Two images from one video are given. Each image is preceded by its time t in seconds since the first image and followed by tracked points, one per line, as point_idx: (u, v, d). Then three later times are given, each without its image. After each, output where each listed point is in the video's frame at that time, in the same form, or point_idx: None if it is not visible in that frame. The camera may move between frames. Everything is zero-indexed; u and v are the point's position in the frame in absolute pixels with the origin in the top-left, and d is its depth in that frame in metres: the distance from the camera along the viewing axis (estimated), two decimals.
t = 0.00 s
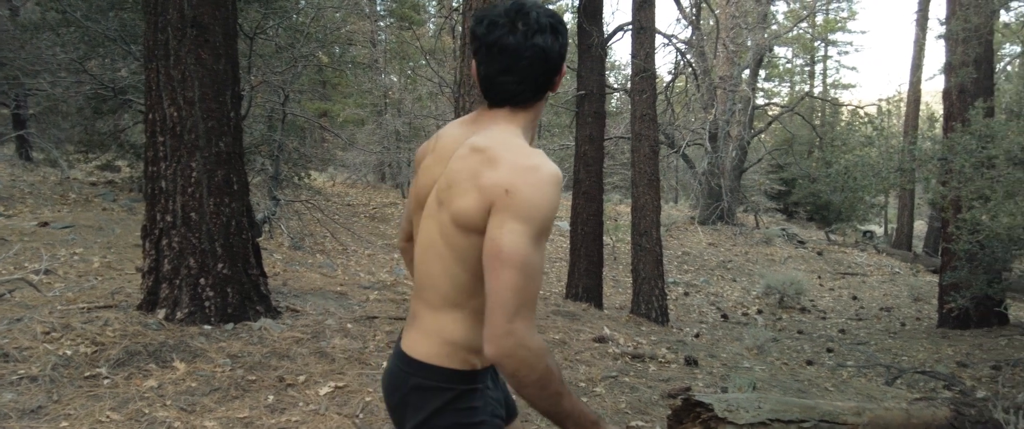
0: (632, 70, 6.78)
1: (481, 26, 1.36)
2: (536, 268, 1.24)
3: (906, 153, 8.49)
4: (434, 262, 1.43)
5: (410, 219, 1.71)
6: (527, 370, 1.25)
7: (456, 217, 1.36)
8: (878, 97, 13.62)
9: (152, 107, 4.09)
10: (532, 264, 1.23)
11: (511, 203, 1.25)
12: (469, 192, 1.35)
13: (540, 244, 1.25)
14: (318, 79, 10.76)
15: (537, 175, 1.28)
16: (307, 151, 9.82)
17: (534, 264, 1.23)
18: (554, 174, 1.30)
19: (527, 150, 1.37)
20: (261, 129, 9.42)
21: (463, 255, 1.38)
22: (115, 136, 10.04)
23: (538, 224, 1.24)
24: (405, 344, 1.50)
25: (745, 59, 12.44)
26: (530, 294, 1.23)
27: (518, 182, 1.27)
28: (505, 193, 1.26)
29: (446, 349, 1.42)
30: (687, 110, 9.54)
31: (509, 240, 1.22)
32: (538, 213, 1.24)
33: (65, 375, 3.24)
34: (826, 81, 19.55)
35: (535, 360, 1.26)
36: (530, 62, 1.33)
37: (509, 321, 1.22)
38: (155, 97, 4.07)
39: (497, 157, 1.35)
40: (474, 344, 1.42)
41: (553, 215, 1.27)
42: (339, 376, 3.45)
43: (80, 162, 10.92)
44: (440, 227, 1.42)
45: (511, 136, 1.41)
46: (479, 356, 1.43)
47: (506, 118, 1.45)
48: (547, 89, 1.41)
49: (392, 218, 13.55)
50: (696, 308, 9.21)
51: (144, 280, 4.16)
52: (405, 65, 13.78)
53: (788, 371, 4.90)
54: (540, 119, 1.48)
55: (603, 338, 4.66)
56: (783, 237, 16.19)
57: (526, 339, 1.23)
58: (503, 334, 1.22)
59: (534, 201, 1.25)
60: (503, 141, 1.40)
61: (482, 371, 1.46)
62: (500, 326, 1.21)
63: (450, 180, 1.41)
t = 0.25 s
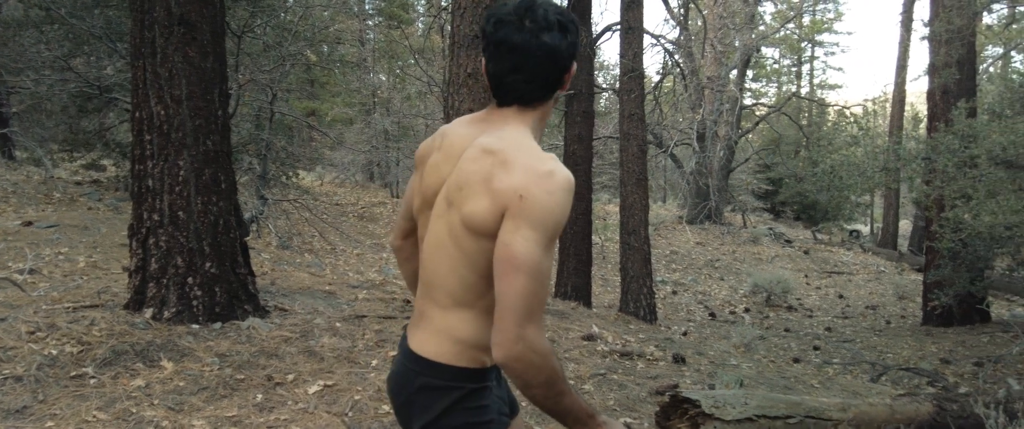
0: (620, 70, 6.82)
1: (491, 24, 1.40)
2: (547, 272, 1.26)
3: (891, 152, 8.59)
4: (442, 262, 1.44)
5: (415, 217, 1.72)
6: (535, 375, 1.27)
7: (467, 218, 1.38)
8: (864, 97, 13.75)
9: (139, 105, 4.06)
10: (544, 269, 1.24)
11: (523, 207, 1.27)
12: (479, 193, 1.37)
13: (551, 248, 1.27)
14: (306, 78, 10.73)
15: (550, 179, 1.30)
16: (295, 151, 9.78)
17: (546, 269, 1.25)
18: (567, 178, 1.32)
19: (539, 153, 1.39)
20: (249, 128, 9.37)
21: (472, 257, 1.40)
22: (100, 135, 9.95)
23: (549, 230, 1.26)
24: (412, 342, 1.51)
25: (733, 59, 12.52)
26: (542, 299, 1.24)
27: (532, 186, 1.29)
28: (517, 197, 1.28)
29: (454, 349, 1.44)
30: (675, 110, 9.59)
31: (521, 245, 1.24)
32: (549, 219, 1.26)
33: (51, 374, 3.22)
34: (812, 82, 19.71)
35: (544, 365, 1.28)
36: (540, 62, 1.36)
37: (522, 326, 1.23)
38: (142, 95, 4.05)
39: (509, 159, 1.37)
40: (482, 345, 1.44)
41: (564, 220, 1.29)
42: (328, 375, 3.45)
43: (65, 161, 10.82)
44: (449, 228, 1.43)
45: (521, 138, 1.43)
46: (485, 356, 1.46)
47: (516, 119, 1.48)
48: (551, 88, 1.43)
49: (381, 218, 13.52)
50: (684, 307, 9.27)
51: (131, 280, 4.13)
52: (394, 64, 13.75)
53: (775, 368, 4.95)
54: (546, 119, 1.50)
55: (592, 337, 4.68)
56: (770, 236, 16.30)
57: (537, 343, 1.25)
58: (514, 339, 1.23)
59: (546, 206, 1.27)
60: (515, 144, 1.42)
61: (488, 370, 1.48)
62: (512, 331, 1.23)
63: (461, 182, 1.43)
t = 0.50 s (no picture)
0: (608, 70, 6.85)
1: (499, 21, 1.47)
2: (543, 275, 1.24)
3: (875, 152, 8.69)
4: (444, 258, 1.45)
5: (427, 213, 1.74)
6: (531, 375, 1.27)
7: (465, 217, 1.38)
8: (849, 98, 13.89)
9: (124, 103, 4.04)
10: (538, 271, 1.23)
11: (517, 208, 1.25)
12: (477, 194, 1.36)
13: (547, 249, 1.24)
14: (293, 77, 10.69)
15: (544, 178, 1.28)
16: (282, 150, 9.74)
17: (541, 272, 1.23)
18: (563, 177, 1.28)
19: (538, 151, 1.36)
20: (236, 127, 9.32)
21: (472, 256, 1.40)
22: (85, 134, 9.85)
23: (544, 231, 1.24)
24: (417, 336, 1.53)
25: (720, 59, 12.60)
26: (537, 301, 1.23)
27: (526, 186, 1.27)
28: (511, 197, 1.27)
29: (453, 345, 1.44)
30: (662, 110, 9.65)
31: (514, 246, 1.23)
32: (544, 219, 1.24)
33: (35, 375, 3.19)
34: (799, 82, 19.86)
35: (540, 367, 1.28)
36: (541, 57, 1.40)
37: (516, 328, 1.23)
38: (128, 93, 4.02)
39: (509, 159, 1.35)
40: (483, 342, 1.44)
41: (561, 220, 1.26)
42: (316, 373, 3.44)
43: (48, 160, 10.70)
44: (450, 226, 1.44)
45: (524, 136, 1.43)
46: (487, 353, 1.46)
47: (523, 116, 1.49)
48: (550, 83, 1.44)
49: (369, 217, 13.48)
50: (671, 305, 9.32)
51: (117, 279, 4.10)
52: (382, 63, 13.73)
53: (761, 366, 5.00)
54: (556, 116, 1.50)
55: (580, 335, 4.70)
56: (757, 235, 16.41)
57: (531, 344, 1.25)
58: (508, 341, 1.24)
59: (540, 207, 1.24)
60: (519, 143, 1.41)
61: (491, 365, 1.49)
62: (506, 332, 1.23)
63: (465, 178, 1.43)
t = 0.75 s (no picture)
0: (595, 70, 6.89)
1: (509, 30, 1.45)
2: (522, 298, 1.16)
3: (859, 152, 8.79)
4: (436, 267, 1.40)
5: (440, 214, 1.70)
6: (504, 399, 1.22)
7: (456, 227, 1.33)
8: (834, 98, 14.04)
9: (109, 103, 4.01)
10: (517, 295, 1.15)
11: (500, 224, 1.17)
12: (466, 204, 1.30)
13: (530, 271, 1.16)
14: (280, 76, 10.65)
15: (530, 192, 1.18)
16: (269, 150, 9.71)
17: (520, 295, 1.16)
18: (554, 192, 1.18)
19: (532, 163, 1.28)
20: (222, 126, 9.27)
21: (463, 270, 1.34)
22: (68, 133, 9.76)
23: (526, 251, 1.15)
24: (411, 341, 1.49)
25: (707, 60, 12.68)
26: (512, 327, 1.16)
27: (511, 202, 1.18)
28: (496, 212, 1.19)
29: (441, 359, 1.39)
30: (649, 110, 9.71)
31: (494, 265, 1.15)
32: (526, 239, 1.15)
33: (19, 375, 3.16)
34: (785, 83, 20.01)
35: (515, 390, 1.22)
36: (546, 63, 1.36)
37: (491, 351, 1.17)
38: (112, 93, 4.00)
39: (501, 170, 1.28)
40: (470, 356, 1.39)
41: (547, 239, 1.17)
42: (304, 373, 3.44)
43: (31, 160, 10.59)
44: (443, 235, 1.39)
45: (523, 145, 1.35)
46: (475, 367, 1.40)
47: (529, 124, 1.42)
48: (556, 94, 1.38)
49: (357, 217, 13.45)
50: (658, 304, 9.38)
51: (102, 279, 4.08)
52: (370, 62, 13.71)
53: (746, 363, 5.05)
54: (564, 126, 1.42)
55: (567, 333, 4.73)
56: (743, 234, 16.53)
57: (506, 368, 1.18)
58: (482, 363, 1.18)
59: (523, 226, 1.15)
60: (516, 152, 1.33)
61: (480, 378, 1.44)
62: (480, 355, 1.17)
63: (460, 186, 1.37)
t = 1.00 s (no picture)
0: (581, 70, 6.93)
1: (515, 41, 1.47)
2: (495, 325, 1.14)
3: (841, 151, 8.90)
4: (428, 278, 1.40)
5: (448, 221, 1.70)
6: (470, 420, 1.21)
7: (445, 239, 1.32)
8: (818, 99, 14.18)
9: (93, 101, 3.99)
10: (490, 321, 1.13)
11: (481, 244, 1.15)
12: (455, 217, 1.29)
13: (506, 297, 1.14)
14: (266, 75, 10.60)
15: (516, 211, 1.16)
16: (255, 149, 9.67)
17: (493, 322, 1.13)
18: (541, 218, 1.15)
19: (526, 181, 1.25)
20: (208, 126, 9.22)
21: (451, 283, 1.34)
22: (50, 132, 9.66)
23: (504, 276, 1.13)
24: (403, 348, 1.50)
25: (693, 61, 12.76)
26: (485, 348, 1.14)
27: (495, 221, 1.16)
28: (479, 229, 1.17)
29: (419, 369, 1.38)
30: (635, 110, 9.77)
31: (470, 287, 1.13)
32: (504, 263, 1.12)
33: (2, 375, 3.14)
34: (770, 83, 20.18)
35: (479, 414, 1.22)
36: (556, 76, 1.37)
37: (457, 372, 1.16)
38: (96, 91, 3.97)
39: (494, 184, 1.26)
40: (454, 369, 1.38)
41: (529, 266, 1.14)
42: (290, 371, 3.44)
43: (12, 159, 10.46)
44: (435, 243, 1.38)
45: (520, 160, 1.34)
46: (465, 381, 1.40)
47: (537, 139, 1.42)
48: (566, 108, 1.38)
49: (344, 217, 13.42)
50: (645, 303, 9.44)
51: (86, 278, 4.05)
52: (356, 62, 13.67)
53: (731, 360, 5.11)
54: (574, 139, 1.42)
55: (554, 331, 4.76)
56: (729, 234, 16.66)
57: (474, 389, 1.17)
58: (448, 382, 1.18)
59: (503, 249, 1.13)
60: (513, 167, 1.32)
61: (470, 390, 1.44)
62: (446, 375, 1.17)
63: (456, 197, 1.36)
